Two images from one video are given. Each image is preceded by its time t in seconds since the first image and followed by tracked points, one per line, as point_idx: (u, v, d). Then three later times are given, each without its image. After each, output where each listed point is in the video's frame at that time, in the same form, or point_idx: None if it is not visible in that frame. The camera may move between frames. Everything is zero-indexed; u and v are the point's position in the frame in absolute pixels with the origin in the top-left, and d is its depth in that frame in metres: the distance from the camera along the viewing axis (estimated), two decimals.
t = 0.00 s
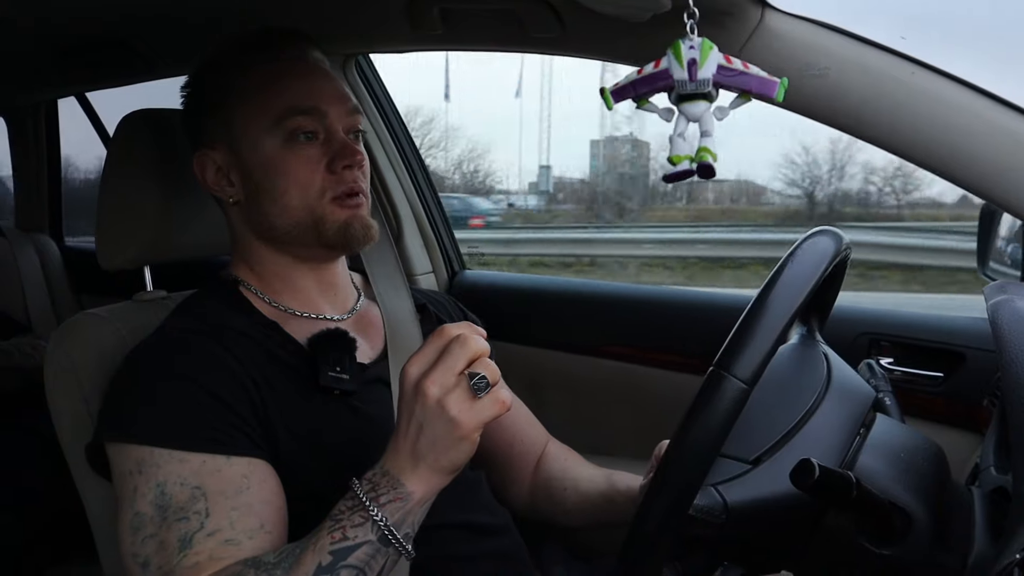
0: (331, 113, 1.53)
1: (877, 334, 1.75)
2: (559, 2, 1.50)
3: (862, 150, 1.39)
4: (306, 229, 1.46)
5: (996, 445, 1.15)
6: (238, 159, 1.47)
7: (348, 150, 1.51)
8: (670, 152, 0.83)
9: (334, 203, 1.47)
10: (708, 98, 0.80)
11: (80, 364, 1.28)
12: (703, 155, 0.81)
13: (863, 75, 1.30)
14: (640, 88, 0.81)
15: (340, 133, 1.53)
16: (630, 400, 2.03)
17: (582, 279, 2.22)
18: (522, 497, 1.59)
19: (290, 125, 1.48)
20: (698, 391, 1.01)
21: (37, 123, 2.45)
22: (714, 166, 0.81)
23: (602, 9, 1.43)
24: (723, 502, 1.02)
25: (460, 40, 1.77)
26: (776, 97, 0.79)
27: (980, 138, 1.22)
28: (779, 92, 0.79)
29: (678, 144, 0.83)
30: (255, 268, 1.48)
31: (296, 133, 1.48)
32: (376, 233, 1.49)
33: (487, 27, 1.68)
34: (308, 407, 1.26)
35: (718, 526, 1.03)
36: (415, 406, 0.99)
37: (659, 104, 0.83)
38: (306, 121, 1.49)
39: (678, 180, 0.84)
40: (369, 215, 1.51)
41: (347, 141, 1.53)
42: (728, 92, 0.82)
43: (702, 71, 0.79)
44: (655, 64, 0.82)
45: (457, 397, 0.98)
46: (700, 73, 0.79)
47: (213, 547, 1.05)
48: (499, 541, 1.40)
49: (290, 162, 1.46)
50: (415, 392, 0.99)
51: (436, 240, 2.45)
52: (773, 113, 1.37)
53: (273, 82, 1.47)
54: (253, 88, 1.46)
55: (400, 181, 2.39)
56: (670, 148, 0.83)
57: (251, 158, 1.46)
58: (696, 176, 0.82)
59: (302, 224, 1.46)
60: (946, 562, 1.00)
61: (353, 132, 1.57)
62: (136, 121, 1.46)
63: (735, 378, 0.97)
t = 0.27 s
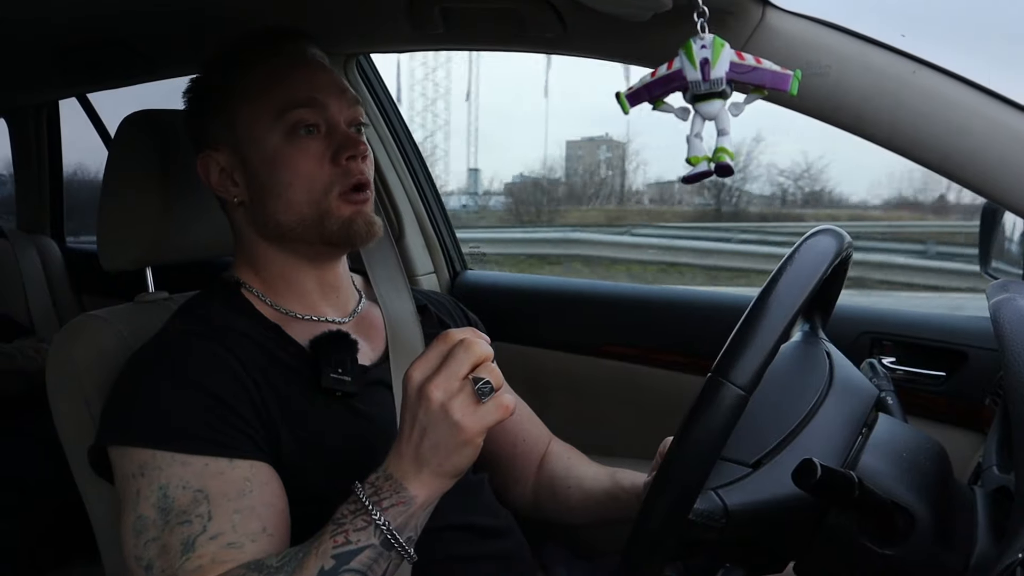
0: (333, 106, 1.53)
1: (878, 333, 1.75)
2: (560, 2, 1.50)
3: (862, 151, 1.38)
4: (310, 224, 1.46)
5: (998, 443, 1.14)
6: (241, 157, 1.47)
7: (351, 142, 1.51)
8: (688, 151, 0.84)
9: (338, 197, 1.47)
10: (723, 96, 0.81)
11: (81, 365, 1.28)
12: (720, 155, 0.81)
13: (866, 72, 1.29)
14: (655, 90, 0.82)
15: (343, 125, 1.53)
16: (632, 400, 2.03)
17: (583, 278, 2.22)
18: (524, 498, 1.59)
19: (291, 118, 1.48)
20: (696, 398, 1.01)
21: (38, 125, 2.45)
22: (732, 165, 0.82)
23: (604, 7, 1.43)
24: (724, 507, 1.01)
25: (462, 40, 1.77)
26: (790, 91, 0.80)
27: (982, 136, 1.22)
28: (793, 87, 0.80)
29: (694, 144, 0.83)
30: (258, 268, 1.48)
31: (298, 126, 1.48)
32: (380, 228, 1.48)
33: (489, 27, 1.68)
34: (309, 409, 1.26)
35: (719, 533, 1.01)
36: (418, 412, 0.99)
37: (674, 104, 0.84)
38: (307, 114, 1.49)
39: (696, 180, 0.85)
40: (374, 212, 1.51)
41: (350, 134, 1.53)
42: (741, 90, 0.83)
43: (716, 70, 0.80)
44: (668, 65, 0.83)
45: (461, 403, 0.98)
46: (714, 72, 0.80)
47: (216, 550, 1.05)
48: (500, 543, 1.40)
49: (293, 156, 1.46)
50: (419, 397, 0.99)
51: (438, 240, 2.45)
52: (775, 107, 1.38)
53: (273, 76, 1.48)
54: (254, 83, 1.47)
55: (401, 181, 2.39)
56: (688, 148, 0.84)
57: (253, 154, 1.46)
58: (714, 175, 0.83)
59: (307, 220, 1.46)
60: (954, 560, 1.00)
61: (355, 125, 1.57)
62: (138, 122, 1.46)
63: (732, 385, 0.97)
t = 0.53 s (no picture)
0: (332, 105, 1.53)
1: (878, 333, 1.75)
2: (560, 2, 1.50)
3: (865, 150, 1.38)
4: (310, 224, 1.46)
5: (997, 443, 1.14)
6: (240, 157, 1.47)
7: (350, 140, 1.50)
8: (657, 150, 0.84)
9: (337, 196, 1.47)
10: (697, 99, 0.81)
11: (82, 364, 1.28)
12: (689, 157, 0.81)
13: (866, 71, 1.29)
14: (631, 87, 0.81)
15: (342, 124, 1.53)
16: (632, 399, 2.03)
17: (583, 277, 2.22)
18: (524, 497, 1.59)
19: (290, 117, 1.48)
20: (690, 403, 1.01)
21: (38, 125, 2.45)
22: (699, 168, 0.82)
23: (603, 7, 1.43)
24: (719, 510, 1.02)
25: (461, 40, 1.77)
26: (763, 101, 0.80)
27: (982, 136, 1.22)
28: (767, 95, 0.80)
29: (665, 143, 0.83)
30: (258, 267, 1.49)
31: (297, 125, 1.48)
32: (380, 227, 1.48)
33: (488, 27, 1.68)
34: (309, 408, 1.27)
35: (713, 535, 1.03)
36: (417, 410, 0.99)
37: (648, 102, 0.83)
38: (307, 113, 1.49)
39: (664, 179, 0.85)
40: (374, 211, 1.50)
41: (350, 132, 1.53)
42: (717, 92, 0.82)
43: (693, 72, 0.79)
44: (646, 63, 0.82)
45: (459, 401, 0.99)
46: (691, 74, 0.79)
47: (216, 548, 1.05)
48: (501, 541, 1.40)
49: (292, 155, 1.46)
50: (417, 395, 0.99)
51: (438, 239, 2.45)
52: (772, 109, 1.38)
53: (273, 76, 1.48)
54: (253, 84, 1.47)
55: (401, 181, 2.40)
56: (658, 147, 0.83)
57: (252, 154, 1.46)
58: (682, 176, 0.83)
59: (306, 220, 1.46)
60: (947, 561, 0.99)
61: (355, 123, 1.57)
62: (139, 121, 1.46)
63: (725, 396, 0.98)
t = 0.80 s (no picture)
0: (331, 109, 1.53)
1: (879, 333, 1.75)
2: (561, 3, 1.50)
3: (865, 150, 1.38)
4: (309, 226, 1.46)
5: (998, 444, 1.14)
6: (238, 159, 1.47)
7: (350, 144, 1.50)
8: (690, 152, 0.84)
9: (336, 199, 1.47)
10: (724, 97, 0.80)
11: (83, 367, 1.28)
12: (722, 155, 0.82)
13: (866, 72, 1.29)
14: (657, 91, 0.81)
15: (341, 128, 1.53)
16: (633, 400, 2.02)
17: (583, 277, 2.22)
18: (526, 498, 1.59)
19: (290, 121, 1.48)
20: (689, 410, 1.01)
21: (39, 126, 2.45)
22: (734, 165, 0.82)
23: (604, 7, 1.43)
24: (719, 515, 1.01)
25: (462, 41, 1.77)
26: (791, 92, 0.79)
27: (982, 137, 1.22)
28: (795, 87, 0.79)
29: (696, 144, 0.83)
30: (258, 269, 1.49)
31: (297, 129, 1.48)
32: (380, 229, 1.48)
33: (490, 28, 1.68)
34: (310, 409, 1.27)
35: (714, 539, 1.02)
36: (416, 412, 0.99)
37: (676, 104, 0.83)
38: (306, 117, 1.49)
39: (699, 180, 0.85)
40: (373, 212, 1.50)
41: (349, 136, 1.53)
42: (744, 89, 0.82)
43: (717, 71, 0.79)
44: (669, 65, 0.82)
45: (457, 401, 0.98)
46: (716, 73, 0.79)
47: (217, 551, 1.04)
48: (501, 542, 1.39)
49: (292, 159, 1.46)
50: (416, 396, 0.99)
51: (438, 239, 2.45)
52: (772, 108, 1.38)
53: (272, 79, 1.47)
54: (253, 86, 1.46)
55: (401, 181, 2.40)
56: (690, 149, 0.83)
57: (251, 156, 1.46)
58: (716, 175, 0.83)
59: (305, 223, 1.45)
60: (952, 562, 0.99)
61: (353, 128, 1.57)
62: (139, 123, 1.46)
63: (723, 403, 0.97)
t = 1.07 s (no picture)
0: (334, 109, 1.53)
1: (879, 336, 1.75)
2: (561, 5, 1.50)
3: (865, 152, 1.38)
4: (315, 225, 1.46)
5: (997, 448, 1.14)
6: (241, 159, 1.46)
7: (353, 144, 1.51)
8: (663, 154, 0.85)
9: (341, 197, 1.47)
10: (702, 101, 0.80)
11: (81, 366, 1.28)
12: (695, 159, 0.82)
13: (865, 74, 1.30)
14: (636, 90, 0.81)
15: (343, 128, 1.53)
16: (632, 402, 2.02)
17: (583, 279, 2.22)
18: (524, 499, 1.59)
19: (294, 121, 1.47)
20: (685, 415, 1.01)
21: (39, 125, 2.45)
22: (705, 171, 0.83)
23: (604, 9, 1.43)
24: (716, 519, 1.00)
25: (463, 42, 1.77)
26: (767, 102, 0.79)
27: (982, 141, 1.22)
28: (772, 97, 0.79)
29: (670, 147, 0.84)
30: (257, 269, 1.48)
31: (301, 129, 1.48)
32: (384, 226, 1.49)
33: (490, 29, 1.68)
34: (309, 409, 1.27)
35: (712, 544, 1.02)
36: (414, 412, 0.99)
37: (655, 105, 0.83)
38: (310, 116, 1.49)
39: (670, 182, 0.86)
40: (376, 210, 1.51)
41: (352, 137, 1.53)
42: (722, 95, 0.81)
43: (697, 74, 0.79)
44: (650, 67, 0.82)
45: (454, 403, 0.98)
46: (695, 77, 0.79)
47: (213, 550, 1.04)
48: (499, 543, 1.39)
49: (295, 159, 1.46)
50: (414, 396, 0.99)
51: (438, 241, 2.45)
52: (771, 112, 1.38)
53: (275, 79, 1.48)
54: (256, 86, 1.46)
55: (401, 182, 2.40)
56: (663, 150, 0.84)
57: (254, 156, 1.46)
58: (687, 179, 0.84)
59: (310, 221, 1.45)
60: (953, 565, 1.00)
61: (354, 129, 1.58)
62: (138, 124, 1.46)
63: (718, 410, 0.97)
